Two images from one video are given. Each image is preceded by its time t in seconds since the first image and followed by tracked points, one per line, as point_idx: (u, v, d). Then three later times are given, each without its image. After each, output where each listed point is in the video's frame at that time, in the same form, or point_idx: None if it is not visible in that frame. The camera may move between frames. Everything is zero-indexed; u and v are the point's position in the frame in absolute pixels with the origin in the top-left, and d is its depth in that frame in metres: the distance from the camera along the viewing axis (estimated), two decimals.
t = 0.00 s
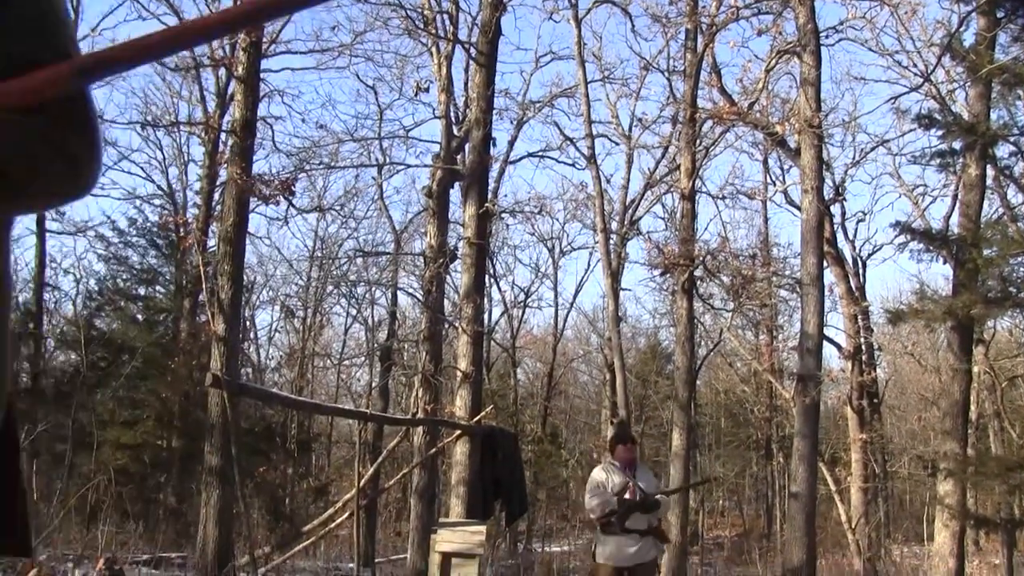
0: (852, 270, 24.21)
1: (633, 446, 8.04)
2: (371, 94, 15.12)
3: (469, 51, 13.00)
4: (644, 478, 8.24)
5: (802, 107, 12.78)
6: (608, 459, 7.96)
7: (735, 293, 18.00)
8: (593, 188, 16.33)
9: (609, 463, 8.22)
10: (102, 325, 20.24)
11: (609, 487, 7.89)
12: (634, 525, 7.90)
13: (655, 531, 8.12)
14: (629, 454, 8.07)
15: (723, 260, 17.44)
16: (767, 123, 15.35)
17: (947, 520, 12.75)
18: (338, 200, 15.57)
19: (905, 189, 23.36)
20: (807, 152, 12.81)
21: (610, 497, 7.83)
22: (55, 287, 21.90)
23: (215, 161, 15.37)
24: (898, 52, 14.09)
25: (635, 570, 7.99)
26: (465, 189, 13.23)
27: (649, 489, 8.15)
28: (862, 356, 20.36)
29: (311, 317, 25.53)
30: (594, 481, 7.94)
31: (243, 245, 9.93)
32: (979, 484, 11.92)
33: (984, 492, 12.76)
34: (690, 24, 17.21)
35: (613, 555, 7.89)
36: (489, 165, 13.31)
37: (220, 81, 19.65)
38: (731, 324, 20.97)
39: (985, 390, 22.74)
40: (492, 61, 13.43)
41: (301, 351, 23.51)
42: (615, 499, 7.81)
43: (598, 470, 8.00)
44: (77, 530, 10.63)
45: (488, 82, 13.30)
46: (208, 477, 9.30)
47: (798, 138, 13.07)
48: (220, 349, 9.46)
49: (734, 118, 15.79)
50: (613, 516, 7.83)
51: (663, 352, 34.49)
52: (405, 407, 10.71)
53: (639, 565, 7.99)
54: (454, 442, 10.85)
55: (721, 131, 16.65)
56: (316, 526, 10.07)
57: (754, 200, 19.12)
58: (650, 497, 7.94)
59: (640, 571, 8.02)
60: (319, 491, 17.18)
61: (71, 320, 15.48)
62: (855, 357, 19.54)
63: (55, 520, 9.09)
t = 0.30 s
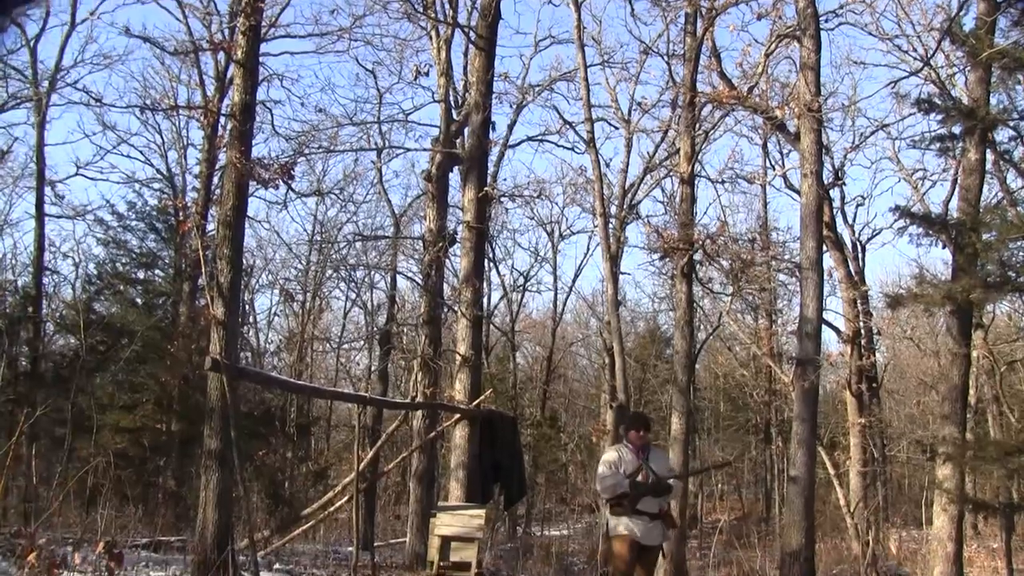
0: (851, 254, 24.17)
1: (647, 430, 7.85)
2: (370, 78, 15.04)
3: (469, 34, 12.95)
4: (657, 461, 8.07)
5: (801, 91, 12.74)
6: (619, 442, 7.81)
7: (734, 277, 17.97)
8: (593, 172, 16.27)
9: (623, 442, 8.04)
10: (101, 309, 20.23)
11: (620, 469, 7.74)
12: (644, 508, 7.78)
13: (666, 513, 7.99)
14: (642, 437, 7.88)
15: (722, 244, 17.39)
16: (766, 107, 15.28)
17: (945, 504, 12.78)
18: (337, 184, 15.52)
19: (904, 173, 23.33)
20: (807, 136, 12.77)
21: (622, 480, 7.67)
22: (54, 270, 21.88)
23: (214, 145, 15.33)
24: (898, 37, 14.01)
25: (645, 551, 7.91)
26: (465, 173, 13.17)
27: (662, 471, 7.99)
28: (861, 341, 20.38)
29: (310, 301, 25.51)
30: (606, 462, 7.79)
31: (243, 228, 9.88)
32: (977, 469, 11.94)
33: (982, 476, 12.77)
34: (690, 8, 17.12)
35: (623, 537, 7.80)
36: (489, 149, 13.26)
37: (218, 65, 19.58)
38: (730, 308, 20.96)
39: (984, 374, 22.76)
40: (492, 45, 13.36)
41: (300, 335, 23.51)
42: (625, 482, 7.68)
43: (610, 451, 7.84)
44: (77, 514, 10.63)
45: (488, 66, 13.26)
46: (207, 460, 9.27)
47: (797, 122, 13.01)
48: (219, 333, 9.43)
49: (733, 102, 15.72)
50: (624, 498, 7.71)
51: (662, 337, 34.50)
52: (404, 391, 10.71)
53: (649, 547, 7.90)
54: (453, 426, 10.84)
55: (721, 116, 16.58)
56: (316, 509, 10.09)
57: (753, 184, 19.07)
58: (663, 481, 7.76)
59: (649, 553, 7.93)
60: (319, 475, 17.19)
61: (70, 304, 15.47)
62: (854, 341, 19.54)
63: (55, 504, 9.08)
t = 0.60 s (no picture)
0: (850, 236, 24.13)
1: (654, 413, 7.82)
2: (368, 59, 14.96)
3: (468, 16, 12.87)
4: (664, 444, 8.04)
5: (800, 73, 12.69)
6: (625, 425, 7.78)
7: (734, 259, 17.94)
8: (592, 154, 16.20)
9: (629, 426, 8.03)
10: (100, 292, 20.20)
11: (628, 453, 7.71)
12: (652, 491, 7.73)
13: (672, 497, 7.97)
14: (649, 420, 7.85)
15: (720, 226, 17.34)
16: (765, 89, 15.20)
17: (944, 486, 12.82)
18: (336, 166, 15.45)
19: (903, 154, 23.25)
20: (806, 118, 12.71)
21: (628, 462, 7.64)
22: (52, 252, 21.83)
23: (212, 126, 15.26)
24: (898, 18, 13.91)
25: (652, 535, 7.87)
26: (464, 155, 13.10)
27: (668, 456, 7.97)
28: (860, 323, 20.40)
29: (309, 283, 25.50)
30: (613, 445, 7.76)
31: (241, 210, 9.83)
32: (976, 450, 11.97)
33: (981, 458, 12.80)
34: None
35: (631, 521, 7.75)
36: (487, 130, 13.20)
37: (216, 46, 19.48)
38: (729, 289, 20.95)
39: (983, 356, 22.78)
40: (491, 26, 13.27)
41: (299, 317, 23.50)
42: (633, 466, 7.63)
43: (617, 435, 7.83)
44: (75, 495, 10.62)
45: (487, 47, 13.19)
46: (207, 442, 9.24)
47: (797, 104, 12.94)
48: (218, 315, 9.40)
49: (733, 83, 15.63)
50: (632, 481, 7.67)
51: (661, 318, 34.53)
52: (405, 372, 10.75)
53: (656, 531, 7.86)
54: (452, 408, 10.86)
55: (720, 97, 16.51)
56: (316, 491, 10.11)
57: (753, 165, 19.00)
58: (670, 464, 7.74)
59: (656, 536, 7.89)
60: (318, 457, 17.21)
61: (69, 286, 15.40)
62: (853, 323, 19.53)
63: (55, 485, 9.07)
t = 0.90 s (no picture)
0: (848, 223, 24.09)
1: (653, 401, 7.80)
2: (366, 45, 14.89)
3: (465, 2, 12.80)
4: (663, 432, 8.02)
5: (798, 59, 12.65)
6: (625, 416, 7.76)
7: (732, 245, 17.91)
8: (590, 141, 16.16)
9: (628, 416, 8.02)
10: (97, 278, 20.16)
11: (629, 445, 7.68)
12: (655, 483, 7.72)
13: (675, 487, 7.95)
14: (648, 409, 7.84)
15: (718, 212, 17.31)
16: (763, 75, 15.14)
17: (941, 472, 12.85)
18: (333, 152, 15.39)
19: (901, 141, 23.21)
20: (805, 104, 12.65)
21: (630, 454, 7.61)
22: (50, 238, 21.76)
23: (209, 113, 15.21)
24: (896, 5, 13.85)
25: (657, 527, 7.86)
26: (462, 141, 13.05)
27: (668, 444, 7.96)
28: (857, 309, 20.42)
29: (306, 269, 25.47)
30: (614, 437, 7.73)
31: (239, 196, 9.78)
32: (974, 437, 11.99)
33: (978, 444, 12.82)
34: None
35: (636, 515, 7.72)
36: (485, 117, 13.16)
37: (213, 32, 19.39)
38: (727, 276, 20.94)
39: (980, 342, 22.80)
40: (489, 12, 13.21)
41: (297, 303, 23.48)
42: (635, 457, 7.62)
43: (617, 427, 7.81)
44: (72, 481, 10.61)
45: (485, 34, 13.14)
46: (204, 429, 9.22)
47: (795, 90, 12.89)
48: (215, 301, 9.37)
49: (730, 70, 15.58)
50: (635, 474, 7.65)
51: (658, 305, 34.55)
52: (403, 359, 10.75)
53: (662, 522, 7.85)
54: (450, 394, 10.87)
55: (718, 84, 16.46)
56: (314, 478, 10.10)
57: (751, 151, 18.95)
58: (671, 453, 7.73)
59: (662, 529, 7.89)
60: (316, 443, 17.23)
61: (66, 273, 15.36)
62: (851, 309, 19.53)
63: (52, 472, 9.05)
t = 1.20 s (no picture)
0: (847, 213, 24.06)
1: (649, 388, 7.82)
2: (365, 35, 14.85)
3: None
4: (662, 418, 8.02)
5: (798, 49, 12.60)
6: (620, 405, 7.77)
7: (731, 235, 17.89)
8: (589, 131, 16.13)
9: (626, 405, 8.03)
10: (96, 269, 20.13)
11: (626, 433, 7.69)
12: (656, 471, 7.72)
13: (679, 473, 7.94)
14: (644, 396, 7.85)
15: (718, 203, 17.29)
16: (763, 65, 15.09)
17: (940, 463, 12.87)
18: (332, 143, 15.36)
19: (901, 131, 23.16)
20: (804, 94, 12.61)
21: (627, 443, 7.62)
22: (49, 228, 21.71)
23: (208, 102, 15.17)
24: None
25: (663, 517, 7.85)
26: (461, 131, 13.01)
27: (667, 429, 7.96)
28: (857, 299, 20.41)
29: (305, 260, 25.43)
30: (611, 426, 7.74)
31: (238, 186, 9.76)
32: (973, 427, 11.99)
33: (977, 435, 12.83)
34: None
35: (637, 507, 7.72)
36: (484, 107, 13.12)
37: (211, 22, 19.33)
38: (727, 267, 20.93)
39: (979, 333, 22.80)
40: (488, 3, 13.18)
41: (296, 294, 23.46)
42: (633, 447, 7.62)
43: (615, 416, 7.82)
44: (72, 471, 10.60)
45: (484, 24, 13.10)
46: (203, 419, 9.21)
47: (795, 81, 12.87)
48: (214, 292, 9.36)
49: (730, 60, 15.55)
50: (632, 464, 7.65)
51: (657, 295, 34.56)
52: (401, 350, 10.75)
53: (668, 511, 7.83)
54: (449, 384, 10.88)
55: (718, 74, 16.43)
56: (313, 469, 10.10)
57: (750, 142, 18.90)
58: (670, 439, 7.73)
59: (668, 518, 7.87)
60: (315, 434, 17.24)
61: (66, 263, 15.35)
62: (851, 300, 19.51)
63: (51, 462, 9.04)
